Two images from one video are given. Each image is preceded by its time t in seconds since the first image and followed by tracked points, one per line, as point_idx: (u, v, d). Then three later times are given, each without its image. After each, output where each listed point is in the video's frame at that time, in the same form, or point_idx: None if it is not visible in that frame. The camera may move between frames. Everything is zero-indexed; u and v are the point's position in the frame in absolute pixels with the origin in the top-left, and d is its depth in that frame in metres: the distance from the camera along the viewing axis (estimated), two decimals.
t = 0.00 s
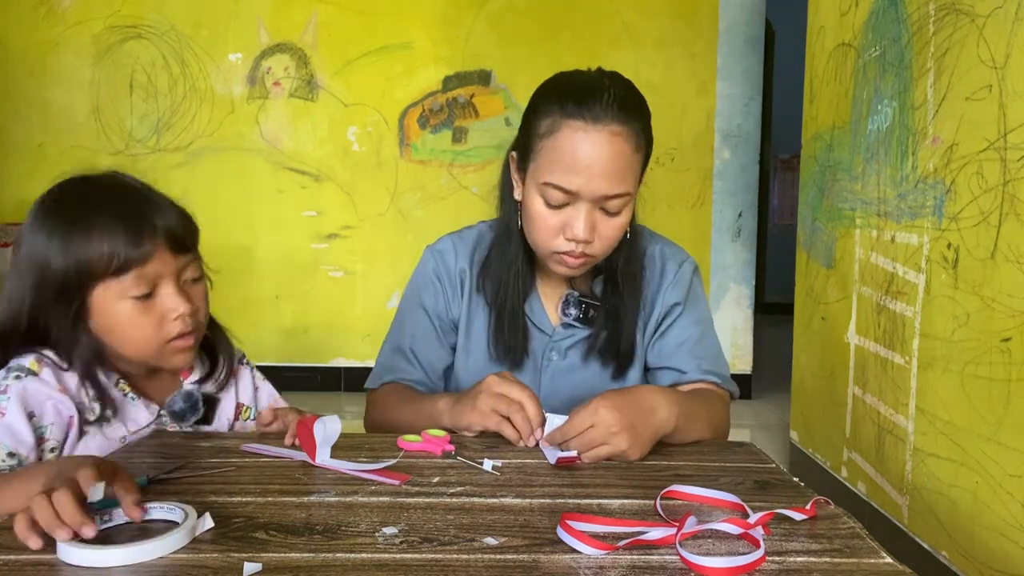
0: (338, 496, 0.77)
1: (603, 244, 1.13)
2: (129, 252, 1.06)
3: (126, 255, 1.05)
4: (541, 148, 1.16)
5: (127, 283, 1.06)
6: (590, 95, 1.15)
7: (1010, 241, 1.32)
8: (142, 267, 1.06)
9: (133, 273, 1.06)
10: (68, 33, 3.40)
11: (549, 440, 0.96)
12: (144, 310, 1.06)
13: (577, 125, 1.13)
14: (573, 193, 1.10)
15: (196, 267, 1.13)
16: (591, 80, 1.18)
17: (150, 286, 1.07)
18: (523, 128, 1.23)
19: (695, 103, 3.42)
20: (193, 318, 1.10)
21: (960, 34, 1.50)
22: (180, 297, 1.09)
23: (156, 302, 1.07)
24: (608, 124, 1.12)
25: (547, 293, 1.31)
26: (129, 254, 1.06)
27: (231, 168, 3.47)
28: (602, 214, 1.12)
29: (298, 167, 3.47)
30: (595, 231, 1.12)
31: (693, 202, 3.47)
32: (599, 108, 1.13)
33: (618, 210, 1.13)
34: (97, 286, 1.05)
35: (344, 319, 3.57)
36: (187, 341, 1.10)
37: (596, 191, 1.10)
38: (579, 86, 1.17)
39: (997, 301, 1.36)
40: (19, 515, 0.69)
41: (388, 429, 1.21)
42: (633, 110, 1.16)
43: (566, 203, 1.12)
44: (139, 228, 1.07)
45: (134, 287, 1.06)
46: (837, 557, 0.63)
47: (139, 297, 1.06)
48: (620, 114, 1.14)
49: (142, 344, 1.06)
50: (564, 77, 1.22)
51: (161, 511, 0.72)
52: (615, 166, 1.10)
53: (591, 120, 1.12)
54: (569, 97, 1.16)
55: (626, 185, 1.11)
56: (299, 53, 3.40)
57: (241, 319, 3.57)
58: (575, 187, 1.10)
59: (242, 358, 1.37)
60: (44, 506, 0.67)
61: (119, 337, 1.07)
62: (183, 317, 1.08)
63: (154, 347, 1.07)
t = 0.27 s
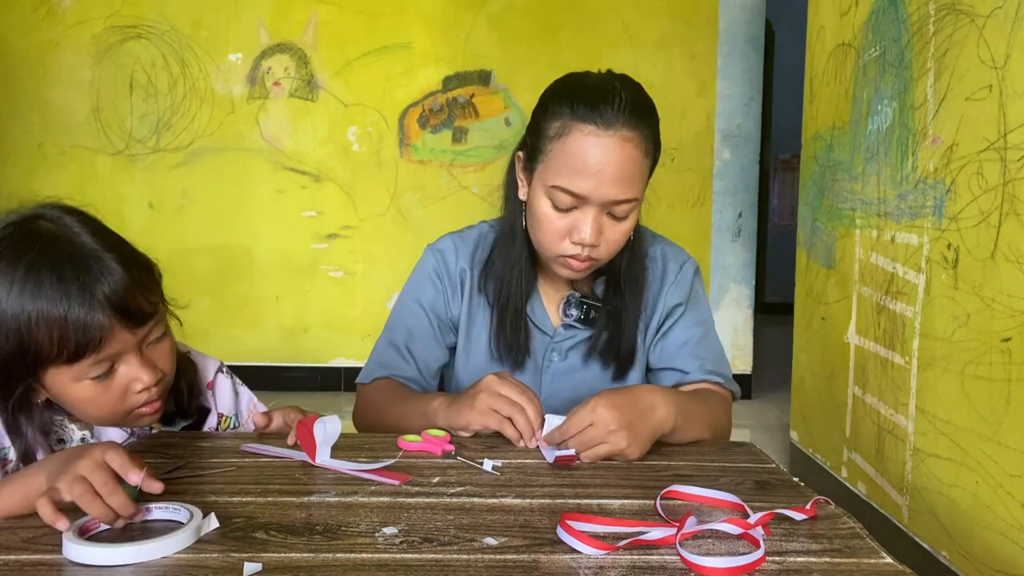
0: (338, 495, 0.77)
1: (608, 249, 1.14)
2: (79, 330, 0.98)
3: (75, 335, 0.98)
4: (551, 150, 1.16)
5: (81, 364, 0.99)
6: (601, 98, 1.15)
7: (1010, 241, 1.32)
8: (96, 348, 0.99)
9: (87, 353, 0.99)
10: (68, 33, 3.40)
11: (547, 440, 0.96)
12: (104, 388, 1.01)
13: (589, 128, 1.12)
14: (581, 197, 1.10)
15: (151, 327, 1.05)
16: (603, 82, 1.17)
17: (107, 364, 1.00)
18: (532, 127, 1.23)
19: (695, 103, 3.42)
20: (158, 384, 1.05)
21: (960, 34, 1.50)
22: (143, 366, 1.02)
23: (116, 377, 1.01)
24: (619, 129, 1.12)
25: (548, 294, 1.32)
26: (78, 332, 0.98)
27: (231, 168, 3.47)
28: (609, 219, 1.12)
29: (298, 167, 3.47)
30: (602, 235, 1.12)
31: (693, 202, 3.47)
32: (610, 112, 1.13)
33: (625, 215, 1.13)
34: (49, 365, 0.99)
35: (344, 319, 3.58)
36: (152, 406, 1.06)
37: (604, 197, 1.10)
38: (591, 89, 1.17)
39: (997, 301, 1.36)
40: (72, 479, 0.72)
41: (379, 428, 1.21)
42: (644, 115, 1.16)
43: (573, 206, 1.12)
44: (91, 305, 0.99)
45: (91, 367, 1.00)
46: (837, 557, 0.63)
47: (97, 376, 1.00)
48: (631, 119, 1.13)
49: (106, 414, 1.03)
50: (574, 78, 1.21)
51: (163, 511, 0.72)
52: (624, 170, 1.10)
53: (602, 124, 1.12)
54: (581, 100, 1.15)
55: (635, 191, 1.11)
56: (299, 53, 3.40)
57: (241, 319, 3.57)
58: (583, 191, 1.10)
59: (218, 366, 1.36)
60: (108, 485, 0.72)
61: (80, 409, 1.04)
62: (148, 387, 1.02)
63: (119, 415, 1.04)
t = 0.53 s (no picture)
0: (338, 496, 0.77)
1: (609, 252, 1.14)
2: (77, 336, 0.99)
3: (74, 339, 0.98)
4: (556, 152, 1.15)
5: (81, 369, 1.00)
6: (607, 101, 1.14)
7: (1010, 241, 1.32)
8: (96, 352, 0.99)
9: (88, 358, 0.99)
10: (68, 33, 3.40)
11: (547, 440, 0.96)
12: (105, 391, 1.02)
13: (594, 132, 1.12)
14: (584, 201, 1.10)
15: (148, 329, 1.06)
16: (611, 87, 1.17)
17: (108, 367, 1.01)
18: (537, 127, 1.23)
19: (695, 103, 3.42)
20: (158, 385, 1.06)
21: (960, 34, 1.50)
22: (143, 367, 1.03)
23: (116, 380, 1.02)
24: (625, 134, 1.11)
25: (547, 294, 1.32)
26: (77, 338, 0.99)
27: (231, 168, 3.47)
28: (611, 223, 1.12)
29: (298, 167, 3.47)
30: (602, 239, 1.12)
31: (693, 202, 3.47)
32: (617, 117, 1.12)
33: (626, 220, 1.13)
34: (50, 372, 1.00)
35: (344, 319, 3.58)
36: (153, 406, 1.06)
37: (608, 202, 1.09)
38: (597, 92, 1.16)
39: (997, 301, 1.36)
40: (69, 480, 0.72)
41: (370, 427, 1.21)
42: (649, 120, 1.15)
43: (575, 209, 1.12)
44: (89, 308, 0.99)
45: (91, 372, 1.00)
46: (837, 557, 0.63)
47: (98, 379, 1.01)
48: (637, 125, 1.13)
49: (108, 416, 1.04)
50: (581, 80, 1.21)
51: (161, 511, 0.72)
52: (629, 176, 1.10)
53: (608, 129, 1.12)
54: (588, 103, 1.15)
55: (638, 196, 1.11)
56: (299, 53, 3.40)
57: (241, 319, 3.57)
58: (586, 195, 1.10)
59: (215, 364, 1.36)
60: (106, 486, 0.72)
61: (82, 413, 1.04)
62: (149, 388, 1.03)
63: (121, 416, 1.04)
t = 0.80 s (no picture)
0: (339, 496, 0.77)
1: (609, 258, 1.14)
2: (83, 324, 0.99)
3: (80, 328, 0.99)
4: (559, 156, 1.15)
5: (87, 357, 1.00)
6: (612, 105, 1.14)
7: (1010, 241, 1.32)
8: (102, 340, 0.99)
9: (94, 345, 0.99)
10: (68, 33, 3.40)
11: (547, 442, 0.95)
12: (110, 380, 1.01)
13: (598, 138, 1.12)
14: (587, 206, 1.10)
15: (155, 320, 1.06)
16: (616, 92, 1.17)
17: (113, 356, 1.01)
18: (540, 129, 1.22)
19: (695, 103, 3.42)
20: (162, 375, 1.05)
21: (960, 34, 1.50)
22: (147, 357, 1.03)
23: (121, 369, 1.01)
24: (629, 141, 1.11)
25: (547, 295, 1.32)
26: (82, 325, 0.99)
27: (231, 168, 3.47)
28: (613, 228, 1.12)
29: (298, 167, 3.47)
30: (605, 244, 1.12)
31: (693, 202, 3.47)
32: (620, 122, 1.12)
33: (629, 226, 1.13)
34: (56, 360, 1.00)
35: (344, 319, 3.58)
36: (158, 397, 1.06)
37: (610, 209, 1.09)
38: (602, 96, 1.16)
39: (997, 301, 1.36)
40: (65, 484, 0.72)
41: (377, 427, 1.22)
42: (654, 125, 1.15)
43: (576, 215, 1.12)
44: (95, 296, 0.99)
45: (94, 358, 1.00)
46: (837, 557, 0.63)
47: (102, 368, 1.01)
48: (641, 130, 1.13)
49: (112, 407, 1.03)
50: (585, 83, 1.21)
51: (161, 511, 0.72)
52: (632, 182, 1.10)
53: (612, 135, 1.11)
54: (593, 107, 1.14)
55: (641, 203, 1.11)
56: (299, 53, 3.40)
57: (241, 319, 3.57)
58: (588, 201, 1.10)
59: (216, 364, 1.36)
60: (103, 490, 0.71)
61: (86, 404, 1.04)
62: (153, 377, 1.03)
63: (125, 408, 1.04)
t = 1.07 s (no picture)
0: (338, 496, 0.77)
1: (617, 260, 1.15)
2: (86, 323, 0.99)
3: (83, 328, 0.99)
4: (570, 158, 1.15)
5: (89, 357, 1.00)
6: (625, 108, 1.14)
7: (1010, 241, 1.32)
8: (104, 339, 1.00)
9: (96, 345, 1.00)
10: (68, 33, 3.40)
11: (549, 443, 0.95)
12: (112, 380, 1.02)
13: (611, 140, 1.12)
14: (597, 208, 1.10)
15: (157, 320, 1.06)
16: (630, 93, 1.17)
17: (115, 355, 1.01)
18: (551, 130, 1.22)
19: (695, 103, 3.42)
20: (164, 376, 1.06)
21: (960, 34, 1.50)
22: (149, 356, 1.03)
23: (123, 369, 1.02)
24: (639, 142, 1.11)
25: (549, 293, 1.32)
26: (85, 325, 0.99)
27: (231, 168, 3.47)
28: (622, 230, 1.12)
29: (298, 167, 3.47)
30: (613, 246, 1.13)
31: (693, 202, 3.47)
32: (632, 124, 1.12)
33: (637, 228, 1.13)
34: (58, 360, 1.00)
35: (344, 319, 3.58)
36: (160, 396, 1.06)
37: (621, 211, 1.10)
38: (614, 99, 1.16)
39: (997, 301, 1.36)
40: (63, 485, 0.72)
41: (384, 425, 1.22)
42: (665, 127, 1.16)
43: (586, 216, 1.12)
44: (97, 295, 0.99)
45: (95, 357, 1.00)
46: (837, 558, 0.63)
47: (105, 368, 1.01)
48: (653, 133, 1.13)
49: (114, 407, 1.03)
50: (599, 84, 1.21)
51: (160, 511, 0.72)
52: (643, 185, 1.10)
53: (624, 137, 1.11)
54: (605, 109, 1.14)
55: (651, 206, 1.12)
56: (299, 53, 3.40)
57: (241, 319, 3.57)
58: (599, 203, 1.10)
59: (216, 364, 1.36)
60: (101, 490, 0.72)
61: (89, 405, 1.04)
62: (155, 376, 1.03)
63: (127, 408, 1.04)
